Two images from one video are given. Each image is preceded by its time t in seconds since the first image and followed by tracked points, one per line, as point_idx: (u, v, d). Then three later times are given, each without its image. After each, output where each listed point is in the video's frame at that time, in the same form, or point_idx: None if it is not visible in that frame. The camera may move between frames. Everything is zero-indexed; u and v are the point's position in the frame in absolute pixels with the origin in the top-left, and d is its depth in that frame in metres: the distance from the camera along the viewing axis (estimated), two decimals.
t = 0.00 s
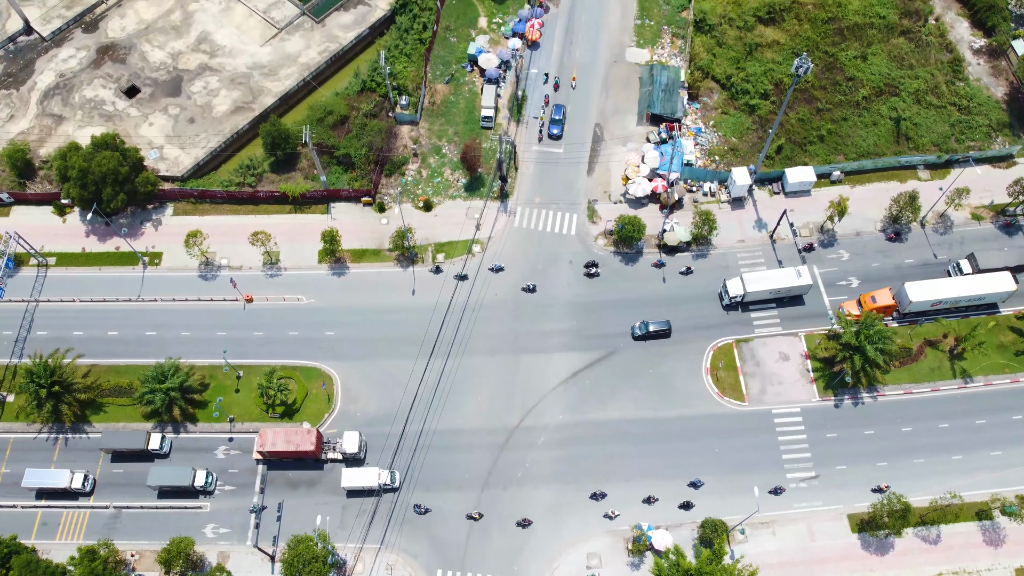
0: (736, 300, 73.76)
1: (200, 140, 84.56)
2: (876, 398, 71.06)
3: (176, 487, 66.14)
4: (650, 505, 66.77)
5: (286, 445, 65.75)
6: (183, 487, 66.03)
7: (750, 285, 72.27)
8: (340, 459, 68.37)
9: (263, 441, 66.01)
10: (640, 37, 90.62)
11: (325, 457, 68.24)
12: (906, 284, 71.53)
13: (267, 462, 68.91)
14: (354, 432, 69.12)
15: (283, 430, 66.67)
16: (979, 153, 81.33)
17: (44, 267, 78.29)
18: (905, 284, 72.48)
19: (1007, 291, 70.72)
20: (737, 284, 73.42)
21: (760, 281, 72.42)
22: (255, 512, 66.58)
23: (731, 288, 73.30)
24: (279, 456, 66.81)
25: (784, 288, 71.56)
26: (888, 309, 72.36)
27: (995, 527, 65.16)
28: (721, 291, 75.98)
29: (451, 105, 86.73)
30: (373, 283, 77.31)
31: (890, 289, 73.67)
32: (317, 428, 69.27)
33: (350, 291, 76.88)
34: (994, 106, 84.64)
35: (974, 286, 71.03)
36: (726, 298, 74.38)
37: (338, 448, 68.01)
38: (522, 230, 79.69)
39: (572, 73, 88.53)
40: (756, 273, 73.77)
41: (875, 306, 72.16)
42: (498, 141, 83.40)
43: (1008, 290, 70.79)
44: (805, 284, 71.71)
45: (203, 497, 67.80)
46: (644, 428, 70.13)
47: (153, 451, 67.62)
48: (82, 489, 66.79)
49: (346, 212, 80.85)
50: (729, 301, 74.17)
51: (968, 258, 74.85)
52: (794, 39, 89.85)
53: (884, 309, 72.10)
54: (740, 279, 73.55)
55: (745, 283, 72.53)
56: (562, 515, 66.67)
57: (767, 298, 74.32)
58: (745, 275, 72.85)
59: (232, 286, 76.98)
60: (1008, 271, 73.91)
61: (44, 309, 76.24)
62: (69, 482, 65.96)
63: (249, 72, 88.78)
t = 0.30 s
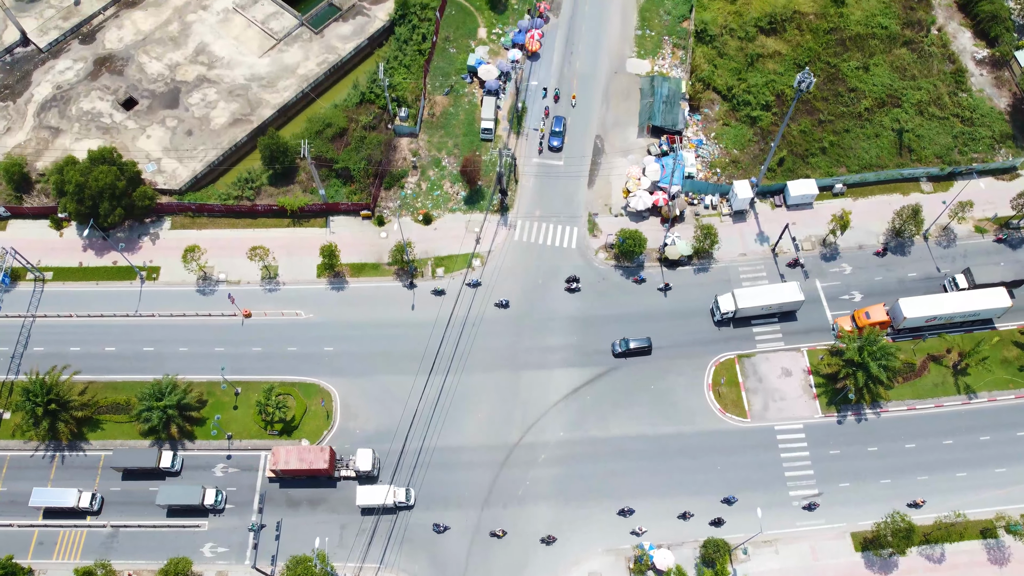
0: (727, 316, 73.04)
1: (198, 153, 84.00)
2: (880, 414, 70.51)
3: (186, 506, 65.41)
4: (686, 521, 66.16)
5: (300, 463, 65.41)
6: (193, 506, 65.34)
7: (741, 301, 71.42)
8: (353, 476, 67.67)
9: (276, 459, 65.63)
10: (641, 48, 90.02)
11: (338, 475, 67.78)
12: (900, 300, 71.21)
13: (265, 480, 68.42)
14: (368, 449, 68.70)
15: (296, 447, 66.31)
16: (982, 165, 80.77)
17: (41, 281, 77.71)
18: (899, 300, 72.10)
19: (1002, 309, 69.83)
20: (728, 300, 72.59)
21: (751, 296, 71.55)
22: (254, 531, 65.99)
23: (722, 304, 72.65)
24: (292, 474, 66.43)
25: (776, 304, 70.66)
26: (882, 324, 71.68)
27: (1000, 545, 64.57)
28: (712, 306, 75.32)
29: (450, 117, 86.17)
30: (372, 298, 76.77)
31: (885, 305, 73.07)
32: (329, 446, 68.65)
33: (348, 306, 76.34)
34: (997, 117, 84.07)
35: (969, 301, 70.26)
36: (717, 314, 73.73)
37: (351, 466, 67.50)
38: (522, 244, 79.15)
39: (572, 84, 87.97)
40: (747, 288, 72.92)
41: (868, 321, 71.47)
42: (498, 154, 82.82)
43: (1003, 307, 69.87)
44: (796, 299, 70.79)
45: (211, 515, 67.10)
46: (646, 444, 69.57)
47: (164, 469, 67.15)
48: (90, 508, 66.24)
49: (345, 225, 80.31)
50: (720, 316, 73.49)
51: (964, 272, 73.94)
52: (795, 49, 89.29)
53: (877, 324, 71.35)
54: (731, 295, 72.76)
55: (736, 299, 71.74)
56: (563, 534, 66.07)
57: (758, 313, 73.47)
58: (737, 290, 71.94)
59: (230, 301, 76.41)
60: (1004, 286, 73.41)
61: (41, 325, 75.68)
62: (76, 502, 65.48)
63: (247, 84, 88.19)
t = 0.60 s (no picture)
0: (718, 333, 72.49)
1: (196, 167, 83.44)
2: (883, 432, 69.99)
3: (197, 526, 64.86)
4: (723, 537, 65.57)
5: (313, 483, 64.81)
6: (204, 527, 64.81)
7: (732, 319, 70.80)
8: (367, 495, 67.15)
9: (289, 480, 65.14)
10: (641, 60, 89.39)
11: (352, 494, 67.18)
12: (894, 318, 70.21)
13: (264, 499, 67.85)
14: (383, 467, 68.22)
15: (308, 467, 65.73)
16: (986, 178, 80.14)
17: (38, 297, 77.13)
18: (893, 317, 71.11)
19: (998, 325, 69.12)
20: (719, 317, 72.00)
21: (743, 313, 70.86)
22: (252, 551, 65.21)
23: (713, 322, 72.08)
24: (305, 494, 65.84)
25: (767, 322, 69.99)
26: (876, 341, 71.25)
27: (1005, 565, 63.90)
28: (703, 323, 74.87)
29: (450, 130, 85.59)
30: (372, 314, 76.23)
31: (879, 322, 72.41)
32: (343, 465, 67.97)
33: (347, 322, 75.81)
34: (1001, 129, 83.46)
35: (961, 319, 69.46)
36: (708, 331, 73.28)
37: (365, 484, 66.98)
38: (522, 259, 78.59)
39: (572, 96, 87.38)
40: (739, 306, 72.20)
41: (862, 339, 71.16)
42: (498, 168, 82.22)
43: (998, 324, 69.09)
44: (788, 317, 70.37)
45: (222, 536, 66.48)
46: (647, 463, 68.98)
47: (176, 488, 66.50)
48: (99, 528, 65.33)
49: (344, 240, 79.76)
50: (710, 334, 73.02)
51: (960, 288, 73.52)
52: (797, 61, 88.73)
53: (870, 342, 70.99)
54: (723, 312, 72.21)
55: (727, 317, 71.11)
56: (564, 555, 65.36)
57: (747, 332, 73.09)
58: (728, 308, 71.31)
59: (228, 318, 75.82)
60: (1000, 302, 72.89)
61: (38, 341, 75.07)
62: (85, 523, 64.88)
63: (245, 97, 87.62)
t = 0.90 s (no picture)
0: (708, 352, 72.03)
1: (194, 182, 82.84)
2: (887, 451, 69.35)
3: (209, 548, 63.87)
4: (748, 556, 64.93)
5: (326, 504, 64.40)
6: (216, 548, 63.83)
7: (723, 338, 70.48)
8: (380, 516, 66.78)
9: (302, 501, 64.68)
10: (642, 72, 88.79)
11: (365, 515, 66.67)
12: (887, 336, 69.65)
13: (262, 520, 67.16)
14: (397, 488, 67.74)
15: (322, 488, 65.36)
16: (990, 193, 79.58)
17: (34, 314, 76.52)
18: (886, 335, 70.68)
19: (991, 345, 68.89)
20: (709, 336, 71.75)
21: (733, 333, 70.53)
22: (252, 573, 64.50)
23: (704, 341, 71.70)
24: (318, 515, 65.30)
25: (756, 341, 69.64)
26: (869, 361, 70.74)
27: None
28: (693, 342, 74.34)
29: (449, 144, 85.01)
30: (370, 331, 75.63)
31: (872, 341, 71.97)
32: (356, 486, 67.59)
33: (346, 340, 75.23)
34: (1004, 143, 82.95)
35: (956, 338, 69.13)
36: (699, 350, 72.76)
37: (378, 505, 66.53)
38: (522, 275, 77.99)
39: (572, 110, 86.79)
40: (729, 324, 71.84)
41: (855, 358, 70.66)
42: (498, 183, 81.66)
43: (991, 343, 68.86)
44: (779, 336, 69.85)
45: (234, 557, 65.74)
46: (649, 482, 68.36)
47: (189, 509, 65.94)
48: (107, 550, 64.76)
49: (342, 255, 79.17)
50: (701, 353, 72.54)
51: (955, 306, 73.10)
52: (798, 73, 88.13)
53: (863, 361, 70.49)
54: (713, 331, 71.83)
55: (717, 336, 70.80)
56: None
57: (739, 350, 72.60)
58: (718, 327, 71.12)
59: (226, 336, 75.23)
60: (995, 320, 72.31)
61: (34, 359, 74.43)
62: (93, 545, 64.24)
63: (243, 110, 87.03)
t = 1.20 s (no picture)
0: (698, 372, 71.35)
1: (191, 197, 82.14)
2: (891, 471, 68.68)
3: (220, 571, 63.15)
4: None
5: (339, 527, 63.34)
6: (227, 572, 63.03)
7: (712, 358, 69.75)
8: (393, 537, 65.82)
9: (315, 523, 63.69)
10: (643, 85, 88.13)
11: (378, 536, 65.80)
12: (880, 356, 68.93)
13: (259, 541, 66.37)
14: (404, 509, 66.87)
15: (334, 509, 64.26)
16: (994, 208, 78.88)
17: (30, 332, 75.83)
18: (879, 355, 69.94)
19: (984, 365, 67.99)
20: (699, 356, 71.04)
21: (723, 352, 69.80)
22: None
23: (694, 360, 70.99)
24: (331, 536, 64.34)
25: (746, 360, 68.84)
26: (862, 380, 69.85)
27: None
28: (683, 361, 73.62)
29: (448, 158, 84.34)
30: (369, 349, 74.93)
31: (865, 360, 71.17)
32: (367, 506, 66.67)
33: (344, 358, 74.53)
34: (1008, 157, 82.31)
35: (951, 357, 68.26)
36: (688, 370, 72.06)
37: (391, 526, 65.73)
38: (522, 291, 77.30)
39: (572, 123, 86.14)
40: (719, 344, 71.09)
41: (847, 378, 69.77)
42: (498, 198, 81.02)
43: (985, 363, 67.99)
44: (769, 356, 69.13)
45: None
46: (650, 503, 67.63)
47: (202, 532, 64.86)
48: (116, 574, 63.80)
49: (341, 272, 78.53)
50: (691, 372, 71.84)
51: (950, 324, 72.26)
52: (800, 86, 87.48)
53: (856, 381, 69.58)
54: (703, 351, 71.12)
55: (707, 355, 70.12)
56: None
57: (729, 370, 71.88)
58: (707, 346, 70.43)
59: (223, 354, 74.56)
60: (990, 339, 71.24)
61: (30, 378, 73.69)
62: (101, 568, 63.83)
63: (241, 124, 86.35)
